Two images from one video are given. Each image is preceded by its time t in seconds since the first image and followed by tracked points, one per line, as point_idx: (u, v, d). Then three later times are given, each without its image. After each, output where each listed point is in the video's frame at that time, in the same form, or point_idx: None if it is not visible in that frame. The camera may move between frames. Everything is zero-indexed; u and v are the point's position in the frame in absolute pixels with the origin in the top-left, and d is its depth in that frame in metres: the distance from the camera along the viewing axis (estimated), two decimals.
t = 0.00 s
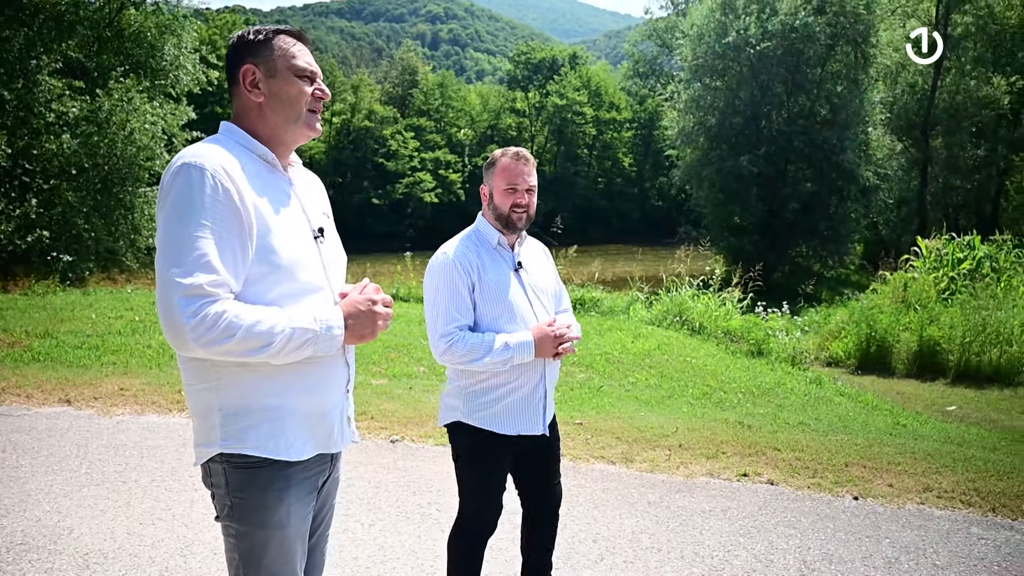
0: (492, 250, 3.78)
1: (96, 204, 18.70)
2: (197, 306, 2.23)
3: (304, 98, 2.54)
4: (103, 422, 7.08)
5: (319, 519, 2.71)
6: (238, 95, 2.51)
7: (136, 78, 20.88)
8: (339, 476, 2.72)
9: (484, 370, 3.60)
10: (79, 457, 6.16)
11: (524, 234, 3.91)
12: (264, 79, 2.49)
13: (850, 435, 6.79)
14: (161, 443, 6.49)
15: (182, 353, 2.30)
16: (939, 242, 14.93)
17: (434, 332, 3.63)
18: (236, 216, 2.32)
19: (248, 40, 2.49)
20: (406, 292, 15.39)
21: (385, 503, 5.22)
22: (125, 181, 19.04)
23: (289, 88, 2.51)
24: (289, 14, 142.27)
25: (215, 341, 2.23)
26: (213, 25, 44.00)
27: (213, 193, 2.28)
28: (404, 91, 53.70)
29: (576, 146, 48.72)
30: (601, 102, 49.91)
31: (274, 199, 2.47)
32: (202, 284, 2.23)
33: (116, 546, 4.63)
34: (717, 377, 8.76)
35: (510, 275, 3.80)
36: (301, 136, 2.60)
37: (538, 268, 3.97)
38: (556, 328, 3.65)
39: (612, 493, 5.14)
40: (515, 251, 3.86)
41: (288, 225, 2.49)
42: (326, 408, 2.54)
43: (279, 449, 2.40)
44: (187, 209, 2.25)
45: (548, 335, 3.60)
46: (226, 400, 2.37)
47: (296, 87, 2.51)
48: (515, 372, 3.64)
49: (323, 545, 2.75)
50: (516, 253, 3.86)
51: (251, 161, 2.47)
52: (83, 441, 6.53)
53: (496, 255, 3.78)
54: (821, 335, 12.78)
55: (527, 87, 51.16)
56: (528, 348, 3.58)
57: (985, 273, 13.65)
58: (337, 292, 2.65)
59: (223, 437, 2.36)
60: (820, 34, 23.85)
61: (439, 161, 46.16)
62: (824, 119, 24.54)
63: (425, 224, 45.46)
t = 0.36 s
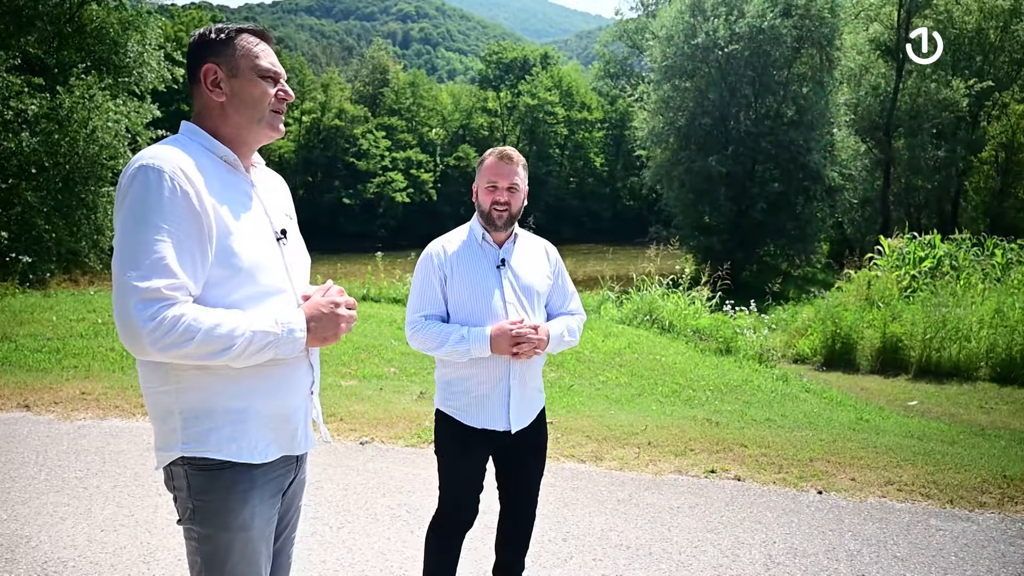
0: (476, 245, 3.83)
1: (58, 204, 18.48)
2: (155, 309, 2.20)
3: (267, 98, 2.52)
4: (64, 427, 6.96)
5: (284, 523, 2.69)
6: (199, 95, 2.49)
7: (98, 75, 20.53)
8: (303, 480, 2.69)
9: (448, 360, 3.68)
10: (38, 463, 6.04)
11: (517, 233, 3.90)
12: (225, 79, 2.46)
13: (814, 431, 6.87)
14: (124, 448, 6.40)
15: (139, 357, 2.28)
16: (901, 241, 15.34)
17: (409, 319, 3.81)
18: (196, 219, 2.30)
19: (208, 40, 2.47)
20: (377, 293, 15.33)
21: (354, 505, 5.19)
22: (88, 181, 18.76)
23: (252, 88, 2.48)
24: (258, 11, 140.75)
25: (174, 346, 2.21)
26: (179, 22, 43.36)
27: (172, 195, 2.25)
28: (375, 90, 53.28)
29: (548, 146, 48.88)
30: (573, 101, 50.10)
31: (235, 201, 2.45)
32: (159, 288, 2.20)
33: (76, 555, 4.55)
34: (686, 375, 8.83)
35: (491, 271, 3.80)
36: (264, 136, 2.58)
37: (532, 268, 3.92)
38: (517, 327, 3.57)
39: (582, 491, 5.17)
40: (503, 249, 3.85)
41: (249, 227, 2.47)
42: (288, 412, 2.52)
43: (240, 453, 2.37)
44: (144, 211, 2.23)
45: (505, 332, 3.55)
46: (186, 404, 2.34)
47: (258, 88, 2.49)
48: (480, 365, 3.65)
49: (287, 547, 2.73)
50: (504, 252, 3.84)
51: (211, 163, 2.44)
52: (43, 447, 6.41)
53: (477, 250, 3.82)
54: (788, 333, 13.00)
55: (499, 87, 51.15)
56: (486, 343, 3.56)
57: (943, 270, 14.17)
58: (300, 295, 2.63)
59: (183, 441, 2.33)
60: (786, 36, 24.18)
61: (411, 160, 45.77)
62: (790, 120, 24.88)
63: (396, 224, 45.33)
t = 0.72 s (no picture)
0: (452, 243, 3.87)
1: (14, 203, 18.26)
2: (107, 311, 2.16)
3: (229, 99, 2.51)
4: (19, 433, 6.81)
5: (241, 528, 2.67)
6: (159, 96, 2.45)
7: (54, 72, 20.18)
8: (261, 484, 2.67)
9: (411, 355, 3.79)
10: None
11: (494, 236, 3.87)
12: (185, 75, 2.43)
13: (776, 427, 6.97)
14: (81, 454, 6.28)
15: (91, 360, 2.24)
16: (861, 240, 15.72)
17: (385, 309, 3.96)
18: (149, 219, 2.26)
19: (163, 36, 2.43)
20: (344, 294, 15.21)
21: (318, 509, 5.15)
22: (44, 180, 18.43)
23: (214, 88, 2.46)
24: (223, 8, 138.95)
25: (125, 348, 2.17)
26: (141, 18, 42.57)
27: (124, 194, 2.22)
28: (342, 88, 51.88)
29: (517, 145, 48.97)
30: (542, 101, 50.25)
31: (191, 202, 2.42)
32: (112, 288, 2.16)
33: (29, 565, 4.45)
34: (653, 373, 8.90)
35: (460, 272, 3.82)
36: (223, 134, 2.55)
37: (508, 271, 3.88)
38: (468, 333, 3.60)
39: (548, 490, 5.19)
40: (476, 251, 3.84)
41: (205, 228, 2.44)
42: (246, 415, 2.50)
43: (196, 457, 2.35)
44: (94, 210, 2.19)
45: (455, 335, 3.59)
46: (140, 409, 2.31)
47: (220, 88, 2.47)
48: (437, 362, 3.71)
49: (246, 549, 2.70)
50: (477, 254, 3.84)
51: (166, 162, 2.41)
52: None
53: (449, 248, 3.86)
54: (753, 330, 13.18)
55: (468, 86, 51.04)
56: (438, 343, 3.64)
57: (901, 267, 14.52)
58: (257, 297, 2.62)
59: (136, 445, 2.30)
60: (750, 38, 24.49)
61: (379, 159, 45.45)
62: (754, 120, 25.19)
63: (365, 223, 45.05)
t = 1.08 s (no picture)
0: (396, 242, 3.86)
1: None
2: (46, 312, 2.11)
3: (196, 123, 2.53)
4: None
5: (192, 531, 2.64)
6: (129, 104, 2.40)
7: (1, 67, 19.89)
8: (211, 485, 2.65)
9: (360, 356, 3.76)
10: None
11: (438, 232, 3.87)
12: (167, 93, 2.42)
13: (733, 422, 7.07)
14: (28, 462, 6.13)
15: (30, 361, 2.18)
16: (817, 238, 16.06)
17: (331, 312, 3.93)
18: (90, 218, 2.22)
19: (155, 47, 2.40)
20: (306, 295, 15.06)
21: (275, 512, 5.09)
22: None
23: (186, 112, 2.47)
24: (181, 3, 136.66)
25: (66, 349, 2.13)
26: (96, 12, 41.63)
27: (64, 190, 2.17)
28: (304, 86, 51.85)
29: (482, 144, 49.07)
30: (506, 101, 50.42)
31: (136, 202, 2.39)
32: (53, 288, 2.12)
33: None
34: (614, 371, 8.96)
35: (406, 270, 3.81)
36: (174, 150, 2.54)
37: (453, 267, 3.87)
38: (415, 328, 3.58)
39: (508, 489, 5.19)
40: (421, 247, 3.84)
41: (150, 227, 2.41)
42: (194, 414, 2.48)
43: (142, 460, 2.31)
44: (32, 210, 2.14)
45: (402, 331, 3.58)
46: (81, 412, 2.27)
47: (193, 113, 2.49)
48: (386, 361, 3.70)
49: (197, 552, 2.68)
50: (422, 251, 3.83)
51: (108, 163, 2.36)
52: None
53: (394, 247, 3.83)
54: (714, 327, 13.34)
55: (431, 84, 50.85)
56: (386, 342, 3.62)
57: (856, 264, 14.82)
58: (204, 295, 2.59)
59: (80, 449, 2.26)
60: (709, 40, 24.67)
61: (343, 158, 45.09)
62: (714, 121, 25.48)
63: (328, 223, 44.61)
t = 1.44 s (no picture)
0: (313, 241, 3.75)
1: None
2: None
3: (124, 122, 2.48)
4: None
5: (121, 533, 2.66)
6: (55, 102, 2.34)
7: None
8: (137, 490, 2.64)
9: (279, 357, 3.65)
10: None
11: (357, 231, 3.76)
12: (95, 94, 2.37)
13: (678, 417, 7.18)
14: None
15: None
16: (762, 237, 16.38)
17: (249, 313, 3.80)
18: (15, 214, 2.16)
19: (84, 45, 2.35)
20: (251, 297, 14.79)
21: (217, 519, 5.00)
22: None
23: (114, 112, 2.43)
24: None
25: None
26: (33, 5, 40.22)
27: None
28: (252, 84, 51.04)
29: (435, 143, 49.13)
30: (460, 100, 50.69)
31: (63, 200, 2.33)
32: None
33: None
34: (564, 369, 9.01)
35: (324, 268, 3.70)
36: (98, 150, 2.48)
37: (374, 265, 3.76)
38: (333, 324, 3.49)
39: (456, 489, 5.18)
40: (340, 246, 3.72)
41: (77, 224, 2.35)
42: (122, 419, 2.46)
43: (69, 465, 2.30)
44: None
45: (318, 329, 3.48)
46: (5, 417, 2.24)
47: (121, 113, 2.45)
48: (305, 360, 3.59)
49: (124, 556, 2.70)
50: (341, 249, 3.72)
51: (31, 160, 2.29)
52: None
53: (311, 246, 3.73)
54: (663, 325, 13.52)
55: (383, 83, 50.45)
56: (302, 339, 3.52)
57: (799, 262, 15.24)
58: (133, 297, 2.56)
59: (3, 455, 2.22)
60: (658, 42, 24.93)
61: (293, 157, 44.44)
62: (664, 122, 25.80)
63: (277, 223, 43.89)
